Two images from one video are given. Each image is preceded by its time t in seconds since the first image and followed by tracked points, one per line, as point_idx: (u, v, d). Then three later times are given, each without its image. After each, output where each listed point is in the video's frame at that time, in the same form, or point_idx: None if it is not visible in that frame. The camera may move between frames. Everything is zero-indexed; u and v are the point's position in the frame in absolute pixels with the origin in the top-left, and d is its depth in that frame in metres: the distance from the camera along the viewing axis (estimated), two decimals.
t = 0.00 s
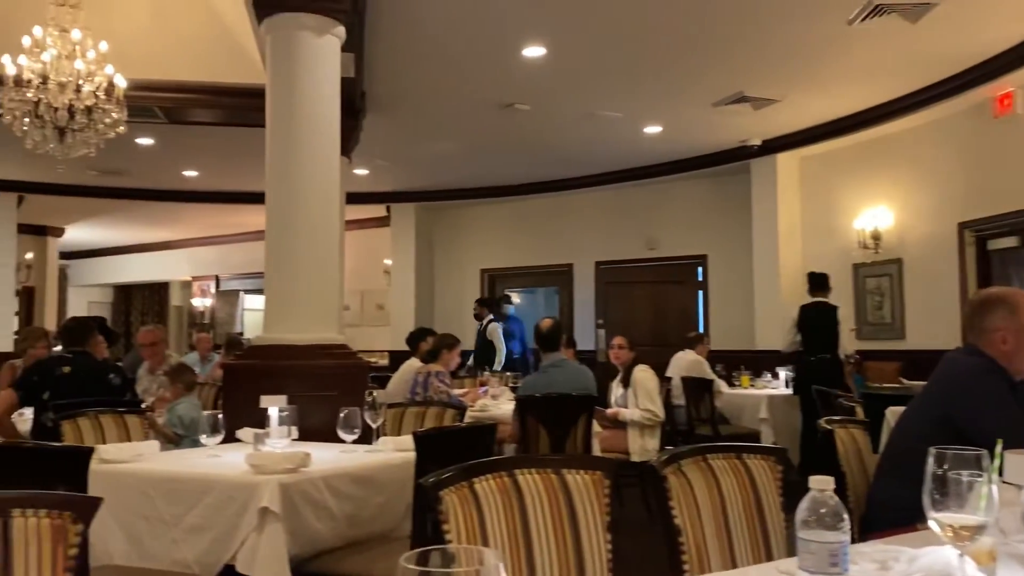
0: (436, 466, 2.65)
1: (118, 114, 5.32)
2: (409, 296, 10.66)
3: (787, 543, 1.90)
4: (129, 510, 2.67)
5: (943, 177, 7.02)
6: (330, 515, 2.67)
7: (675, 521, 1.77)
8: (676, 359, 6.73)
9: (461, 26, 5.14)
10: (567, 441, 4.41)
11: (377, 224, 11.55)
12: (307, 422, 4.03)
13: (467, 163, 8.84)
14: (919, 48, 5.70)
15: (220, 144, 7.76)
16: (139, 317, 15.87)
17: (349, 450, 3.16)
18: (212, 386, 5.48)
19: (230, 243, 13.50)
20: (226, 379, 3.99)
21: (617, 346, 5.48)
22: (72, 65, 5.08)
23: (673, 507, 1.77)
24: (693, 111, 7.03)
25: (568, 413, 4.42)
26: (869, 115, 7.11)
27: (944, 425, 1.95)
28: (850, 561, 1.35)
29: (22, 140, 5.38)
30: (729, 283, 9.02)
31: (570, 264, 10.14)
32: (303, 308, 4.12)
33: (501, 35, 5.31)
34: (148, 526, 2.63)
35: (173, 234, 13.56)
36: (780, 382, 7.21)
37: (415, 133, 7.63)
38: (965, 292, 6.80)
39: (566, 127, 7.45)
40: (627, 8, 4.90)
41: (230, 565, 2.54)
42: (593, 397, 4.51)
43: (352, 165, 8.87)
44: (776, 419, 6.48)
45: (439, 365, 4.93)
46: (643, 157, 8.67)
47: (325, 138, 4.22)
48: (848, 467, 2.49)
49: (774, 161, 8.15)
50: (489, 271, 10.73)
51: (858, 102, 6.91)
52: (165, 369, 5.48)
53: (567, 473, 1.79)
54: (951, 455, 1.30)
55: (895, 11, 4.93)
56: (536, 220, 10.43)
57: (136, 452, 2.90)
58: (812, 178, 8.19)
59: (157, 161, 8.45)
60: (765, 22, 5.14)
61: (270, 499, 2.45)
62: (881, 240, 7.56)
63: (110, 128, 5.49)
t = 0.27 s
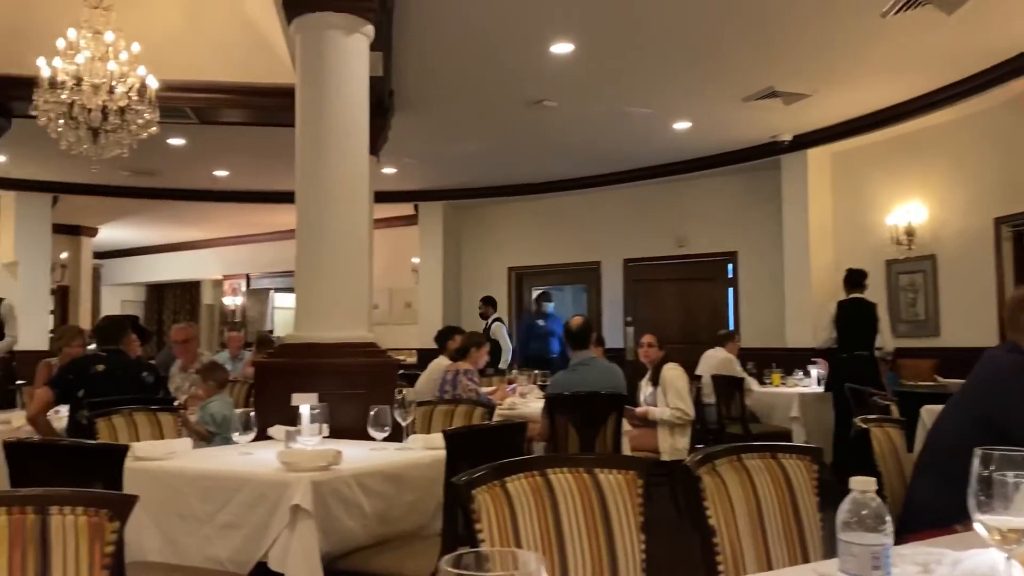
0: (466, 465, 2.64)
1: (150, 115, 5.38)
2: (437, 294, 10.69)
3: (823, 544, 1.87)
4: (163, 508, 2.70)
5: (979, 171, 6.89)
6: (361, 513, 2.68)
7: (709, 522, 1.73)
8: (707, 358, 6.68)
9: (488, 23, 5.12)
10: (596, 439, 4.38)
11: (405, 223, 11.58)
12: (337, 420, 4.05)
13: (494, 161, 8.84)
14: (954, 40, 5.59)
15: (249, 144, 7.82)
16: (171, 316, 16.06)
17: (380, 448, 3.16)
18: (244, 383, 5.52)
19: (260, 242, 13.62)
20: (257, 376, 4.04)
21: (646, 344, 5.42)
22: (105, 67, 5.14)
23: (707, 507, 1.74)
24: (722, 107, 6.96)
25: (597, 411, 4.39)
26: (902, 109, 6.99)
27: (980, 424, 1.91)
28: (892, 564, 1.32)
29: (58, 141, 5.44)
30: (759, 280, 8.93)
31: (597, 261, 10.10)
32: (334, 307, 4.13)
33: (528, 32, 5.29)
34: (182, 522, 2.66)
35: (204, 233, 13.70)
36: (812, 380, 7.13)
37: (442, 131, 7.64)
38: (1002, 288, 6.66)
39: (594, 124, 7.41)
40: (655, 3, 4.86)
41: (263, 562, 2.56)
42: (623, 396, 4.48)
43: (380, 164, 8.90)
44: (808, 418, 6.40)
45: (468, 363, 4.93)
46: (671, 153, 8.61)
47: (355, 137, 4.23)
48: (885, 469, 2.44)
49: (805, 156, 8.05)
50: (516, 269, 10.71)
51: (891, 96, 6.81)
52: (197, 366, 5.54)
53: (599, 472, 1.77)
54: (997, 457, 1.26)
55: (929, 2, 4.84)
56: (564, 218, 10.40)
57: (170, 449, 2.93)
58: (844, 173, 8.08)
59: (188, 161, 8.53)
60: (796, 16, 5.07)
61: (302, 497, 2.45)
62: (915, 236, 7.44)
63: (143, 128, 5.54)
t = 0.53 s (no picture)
0: (489, 464, 2.63)
1: (173, 114, 5.41)
2: (458, 291, 10.69)
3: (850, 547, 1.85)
4: (188, 506, 2.71)
5: (1007, 165, 6.78)
6: (384, 512, 2.68)
7: (736, 523, 1.70)
8: (728, 354, 6.60)
9: (509, 20, 5.11)
10: (618, 438, 4.36)
11: (426, 220, 11.60)
12: (359, 419, 4.05)
13: (515, 158, 8.82)
14: (982, 32, 5.51)
15: (270, 143, 7.86)
16: (194, 314, 16.21)
17: (402, 447, 3.16)
18: (266, 381, 5.55)
19: (282, 240, 13.69)
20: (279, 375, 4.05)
21: (668, 342, 5.37)
22: (128, 67, 5.18)
23: (733, 509, 1.71)
24: (744, 102, 6.90)
25: (619, 410, 4.36)
26: (928, 103, 6.89)
27: (1009, 422, 1.70)
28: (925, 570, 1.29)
29: (83, 141, 5.47)
30: (782, 276, 8.86)
31: (618, 258, 10.06)
32: (356, 305, 4.13)
33: (549, 28, 5.27)
34: (206, 521, 2.67)
35: (226, 231, 13.80)
36: (836, 377, 7.07)
37: (463, 129, 7.64)
38: None
39: (614, 119, 7.38)
40: None
41: (287, 561, 2.56)
42: (645, 394, 4.44)
43: (400, 162, 8.91)
44: (832, 415, 6.35)
45: (489, 360, 4.91)
46: (693, 149, 8.55)
47: (376, 135, 4.23)
48: (914, 469, 2.41)
49: (828, 152, 7.97)
50: (537, 266, 10.69)
51: (917, 90, 6.72)
52: (220, 365, 5.57)
53: (624, 474, 1.75)
54: None
55: None
56: (584, 215, 10.37)
57: (193, 448, 2.94)
58: (868, 168, 7.99)
59: (210, 160, 8.59)
60: (821, 9, 5.01)
61: (325, 496, 2.45)
62: (941, 232, 7.33)
63: (166, 128, 5.57)
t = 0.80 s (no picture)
0: (508, 466, 2.62)
1: (193, 117, 5.45)
2: (475, 291, 10.70)
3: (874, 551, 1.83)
4: (208, 507, 2.72)
5: None
6: (402, 514, 2.68)
7: (758, 528, 1.69)
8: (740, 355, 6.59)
9: (527, 20, 5.10)
10: (637, 439, 4.35)
11: (443, 220, 11.61)
12: (377, 420, 4.06)
13: (532, 158, 8.81)
14: (1005, 29, 5.44)
15: (289, 144, 7.89)
16: (214, 314, 16.32)
17: (420, 448, 3.16)
18: (285, 382, 5.57)
19: (300, 241, 13.76)
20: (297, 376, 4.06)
21: (688, 343, 5.33)
22: (148, 70, 5.22)
23: (756, 513, 1.69)
24: (763, 100, 6.86)
25: (638, 411, 4.35)
26: (949, 100, 6.82)
27: None
28: None
29: (103, 143, 5.51)
30: (801, 276, 8.79)
31: (636, 258, 10.02)
32: (375, 306, 4.13)
33: (567, 28, 5.25)
34: (225, 522, 2.68)
35: (245, 232, 13.88)
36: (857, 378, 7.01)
37: (480, 129, 7.64)
38: None
39: (631, 119, 7.35)
40: None
41: (306, 562, 2.57)
42: (664, 394, 4.43)
43: (417, 162, 8.93)
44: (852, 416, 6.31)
45: (506, 361, 4.91)
46: (711, 148, 8.51)
47: (393, 136, 4.23)
48: (937, 472, 2.38)
49: (848, 150, 7.90)
50: (554, 266, 10.68)
51: (938, 88, 6.65)
52: (239, 365, 5.61)
53: (645, 478, 1.74)
54: None
55: None
56: (602, 214, 10.34)
57: (214, 449, 2.95)
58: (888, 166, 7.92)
59: (229, 161, 8.64)
60: (841, 7, 4.97)
61: (345, 498, 2.46)
62: (963, 230, 7.25)
63: (185, 130, 5.61)
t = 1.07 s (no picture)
0: (525, 469, 2.61)
1: (210, 120, 5.47)
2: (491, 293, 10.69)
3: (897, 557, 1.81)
4: (226, 510, 2.73)
5: None
6: (420, 517, 2.67)
7: (779, 534, 1.67)
8: (755, 358, 6.61)
9: (542, 21, 5.09)
10: (654, 441, 4.33)
11: (459, 222, 11.62)
12: (394, 422, 4.05)
13: (548, 159, 8.79)
14: None
15: (305, 147, 7.92)
16: (231, 315, 16.41)
17: (436, 450, 3.15)
18: (302, 384, 5.58)
19: (316, 242, 13.80)
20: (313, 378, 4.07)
21: (705, 344, 5.29)
22: (166, 73, 5.24)
23: (776, 519, 1.67)
24: (781, 100, 6.80)
25: (655, 413, 4.33)
26: (970, 99, 6.74)
27: None
28: None
29: (122, 146, 5.53)
30: (820, 277, 8.72)
31: (652, 259, 9.98)
32: (391, 308, 4.13)
33: (583, 29, 5.24)
34: (243, 525, 2.68)
35: (262, 234, 13.95)
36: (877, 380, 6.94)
37: (496, 131, 7.63)
38: None
39: (647, 119, 7.32)
40: None
41: (323, 565, 2.57)
42: (681, 397, 4.40)
43: (433, 164, 8.93)
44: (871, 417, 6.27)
45: (523, 363, 4.90)
46: (728, 148, 8.46)
47: (409, 138, 4.24)
48: (961, 477, 2.35)
49: (867, 150, 7.83)
50: (570, 267, 10.65)
51: (958, 87, 6.57)
52: (257, 367, 5.63)
53: (663, 483, 1.73)
54: None
55: None
56: (618, 215, 10.30)
57: (231, 452, 2.96)
58: (907, 166, 7.85)
59: (246, 164, 8.69)
60: (860, 6, 4.92)
61: (361, 501, 2.45)
62: (984, 231, 7.17)
63: (202, 133, 5.63)
